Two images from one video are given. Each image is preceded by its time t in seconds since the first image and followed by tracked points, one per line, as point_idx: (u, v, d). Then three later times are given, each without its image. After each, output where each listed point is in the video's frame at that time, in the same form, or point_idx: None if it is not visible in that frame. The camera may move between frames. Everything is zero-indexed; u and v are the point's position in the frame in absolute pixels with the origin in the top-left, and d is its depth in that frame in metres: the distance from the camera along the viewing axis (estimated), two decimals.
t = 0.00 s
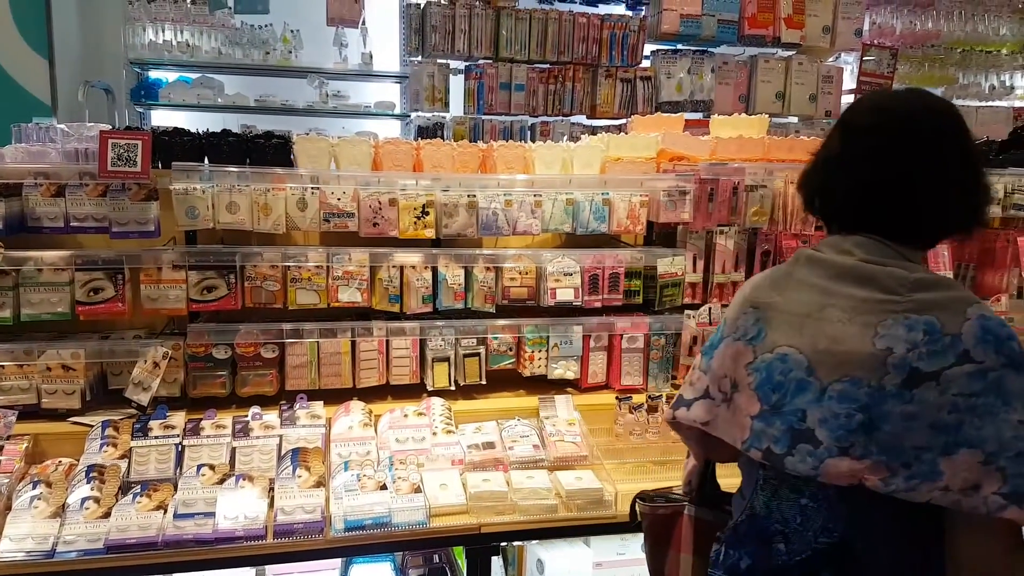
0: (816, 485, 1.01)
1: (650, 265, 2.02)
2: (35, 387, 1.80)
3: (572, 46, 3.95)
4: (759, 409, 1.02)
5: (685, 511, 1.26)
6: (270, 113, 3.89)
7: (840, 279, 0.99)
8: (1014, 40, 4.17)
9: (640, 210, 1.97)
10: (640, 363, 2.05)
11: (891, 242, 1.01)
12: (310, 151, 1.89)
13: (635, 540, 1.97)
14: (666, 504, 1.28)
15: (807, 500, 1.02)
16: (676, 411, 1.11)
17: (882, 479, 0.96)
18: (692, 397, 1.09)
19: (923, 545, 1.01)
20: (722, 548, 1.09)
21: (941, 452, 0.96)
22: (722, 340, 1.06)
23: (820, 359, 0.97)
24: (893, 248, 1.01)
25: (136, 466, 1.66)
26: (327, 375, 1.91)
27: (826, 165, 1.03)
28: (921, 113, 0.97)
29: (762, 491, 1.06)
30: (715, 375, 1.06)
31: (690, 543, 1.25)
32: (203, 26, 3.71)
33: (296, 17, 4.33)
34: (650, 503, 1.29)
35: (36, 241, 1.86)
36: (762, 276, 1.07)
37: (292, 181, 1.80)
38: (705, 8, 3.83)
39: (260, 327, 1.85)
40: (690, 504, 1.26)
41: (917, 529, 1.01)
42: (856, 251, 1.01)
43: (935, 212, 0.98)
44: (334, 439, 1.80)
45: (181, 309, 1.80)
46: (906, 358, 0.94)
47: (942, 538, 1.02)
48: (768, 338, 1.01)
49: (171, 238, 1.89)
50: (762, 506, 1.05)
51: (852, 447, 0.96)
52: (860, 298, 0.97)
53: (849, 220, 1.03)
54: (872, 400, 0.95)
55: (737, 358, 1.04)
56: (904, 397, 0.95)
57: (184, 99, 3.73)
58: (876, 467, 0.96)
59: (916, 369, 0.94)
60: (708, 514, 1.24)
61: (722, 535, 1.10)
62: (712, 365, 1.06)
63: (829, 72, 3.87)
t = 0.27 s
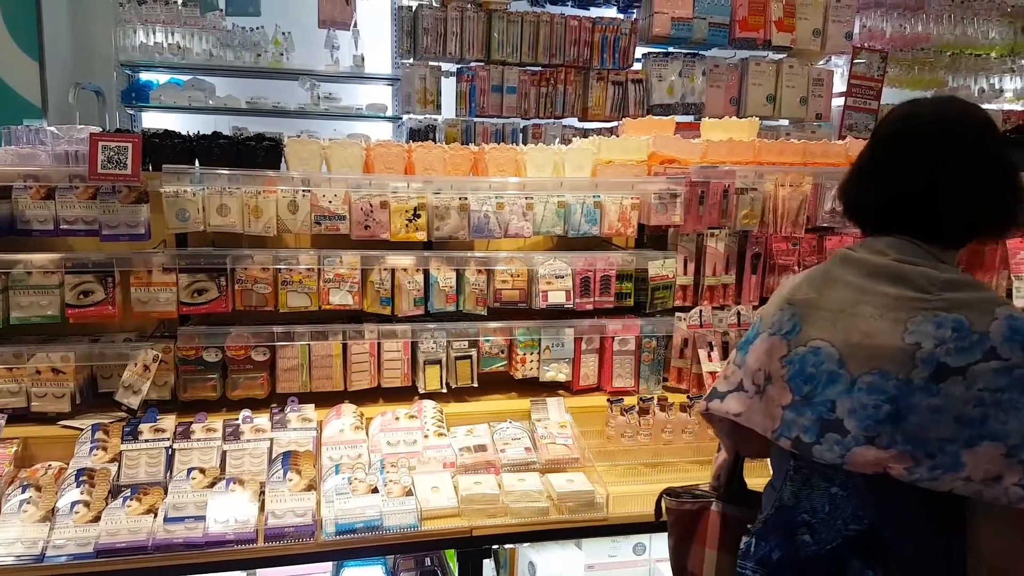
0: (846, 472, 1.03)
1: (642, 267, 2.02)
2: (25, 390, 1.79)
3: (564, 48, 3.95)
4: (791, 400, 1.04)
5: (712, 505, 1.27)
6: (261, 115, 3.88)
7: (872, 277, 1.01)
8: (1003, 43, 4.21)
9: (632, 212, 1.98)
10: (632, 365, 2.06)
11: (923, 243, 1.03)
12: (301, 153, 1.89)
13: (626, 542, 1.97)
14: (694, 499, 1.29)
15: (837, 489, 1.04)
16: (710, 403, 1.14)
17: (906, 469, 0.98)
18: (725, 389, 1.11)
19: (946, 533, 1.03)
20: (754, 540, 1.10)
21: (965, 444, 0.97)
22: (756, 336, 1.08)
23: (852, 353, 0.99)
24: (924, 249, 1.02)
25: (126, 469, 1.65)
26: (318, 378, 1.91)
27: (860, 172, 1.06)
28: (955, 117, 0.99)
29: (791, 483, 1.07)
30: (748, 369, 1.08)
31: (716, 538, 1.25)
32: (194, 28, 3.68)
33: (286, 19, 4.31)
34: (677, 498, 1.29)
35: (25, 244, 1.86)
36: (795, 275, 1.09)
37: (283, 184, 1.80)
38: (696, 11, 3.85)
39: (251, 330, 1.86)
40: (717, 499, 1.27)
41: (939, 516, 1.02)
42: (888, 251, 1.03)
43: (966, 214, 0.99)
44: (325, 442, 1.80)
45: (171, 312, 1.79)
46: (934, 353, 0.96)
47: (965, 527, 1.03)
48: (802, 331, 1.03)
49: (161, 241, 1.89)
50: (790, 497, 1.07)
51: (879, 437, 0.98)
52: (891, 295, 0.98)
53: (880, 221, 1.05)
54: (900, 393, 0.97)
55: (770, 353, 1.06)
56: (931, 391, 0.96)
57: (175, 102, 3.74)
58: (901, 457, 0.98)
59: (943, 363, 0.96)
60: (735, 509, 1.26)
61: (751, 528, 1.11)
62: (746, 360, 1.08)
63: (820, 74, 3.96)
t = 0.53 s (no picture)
0: (898, 472, 1.02)
1: (633, 269, 2.02)
2: (13, 394, 1.78)
3: (555, 51, 3.95)
4: (843, 401, 1.03)
5: (742, 502, 1.27)
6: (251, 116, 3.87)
7: (922, 280, 1.00)
8: (990, 46, 4.24)
9: (622, 214, 1.98)
10: (623, 367, 2.06)
11: (970, 246, 1.03)
12: (290, 154, 1.88)
13: (617, 543, 1.96)
14: (724, 496, 1.30)
15: (887, 489, 1.04)
16: (754, 404, 1.12)
17: (960, 468, 0.99)
18: (771, 390, 1.10)
19: (999, 531, 1.03)
20: (795, 538, 1.11)
21: (1017, 445, 0.98)
22: (803, 338, 1.07)
23: (905, 355, 0.98)
24: (973, 252, 1.02)
25: (116, 473, 1.64)
26: (309, 381, 1.91)
27: (910, 174, 1.05)
28: (1011, 123, 0.98)
29: (838, 482, 1.07)
30: (797, 370, 1.07)
31: (744, 534, 1.25)
32: (183, 29, 3.67)
33: (277, 21, 4.30)
34: (707, 494, 1.30)
35: (12, 247, 1.84)
36: (842, 276, 1.07)
37: (273, 186, 1.80)
38: (687, 13, 3.87)
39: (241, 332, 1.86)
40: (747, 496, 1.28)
41: (993, 515, 1.03)
42: (938, 254, 1.02)
43: (1016, 219, 0.99)
44: (316, 445, 1.80)
45: (160, 315, 1.79)
46: (988, 355, 0.96)
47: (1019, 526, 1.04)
48: (853, 334, 1.02)
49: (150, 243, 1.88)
50: (837, 497, 1.07)
51: (932, 438, 0.98)
52: (944, 299, 0.98)
53: (928, 225, 1.04)
54: (952, 394, 0.97)
55: (820, 354, 1.04)
56: (983, 393, 0.97)
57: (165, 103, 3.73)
58: (954, 457, 0.99)
59: (996, 366, 0.96)
60: (765, 507, 1.26)
61: (793, 527, 1.12)
62: (794, 361, 1.08)
63: (810, 77, 4.00)
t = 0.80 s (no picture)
0: (1007, 474, 0.99)
1: (626, 269, 2.03)
2: (5, 397, 1.78)
3: (548, 51, 3.95)
4: (944, 403, 1.00)
5: (811, 502, 1.20)
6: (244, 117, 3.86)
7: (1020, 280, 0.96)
8: (983, 45, 4.24)
9: (615, 214, 1.99)
10: (616, 367, 2.06)
11: None
12: (283, 155, 1.88)
13: (611, 543, 1.96)
14: (791, 496, 1.22)
15: (993, 489, 1.00)
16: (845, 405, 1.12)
17: None
18: (862, 392, 1.09)
19: None
20: (885, 541, 1.06)
21: None
22: (892, 340, 1.05)
23: (1008, 358, 0.95)
24: None
25: (108, 475, 1.64)
26: (302, 382, 1.90)
27: (996, 171, 1.00)
28: None
29: (939, 483, 1.02)
30: (889, 372, 1.05)
31: (814, 535, 1.18)
32: (174, 30, 3.67)
33: (270, 21, 4.30)
34: (772, 494, 1.23)
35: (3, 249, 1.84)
36: (933, 277, 1.04)
37: (265, 187, 1.79)
38: (679, 13, 3.86)
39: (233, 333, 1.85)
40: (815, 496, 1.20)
41: None
42: None
43: None
44: (309, 446, 1.80)
45: (152, 316, 1.78)
46: None
47: None
48: (951, 336, 0.98)
49: (142, 245, 1.88)
50: (939, 497, 1.02)
51: None
52: None
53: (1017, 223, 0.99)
54: None
55: (914, 356, 1.02)
56: None
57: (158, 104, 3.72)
58: None
59: None
60: (836, 507, 1.18)
61: (880, 528, 1.07)
62: (886, 364, 1.05)
63: (802, 76, 4.05)
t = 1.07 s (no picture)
0: None
1: (618, 269, 2.04)
2: None
3: (540, 52, 3.95)
4: None
5: (876, 500, 1.14)
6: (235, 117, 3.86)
7: None
8: (972, 46, 4.27)
9: (607, 215, 1.99)
10: (608, 367, 2.07)
11: None
12: (273, 155, 1.87)
13: (604, 543, 1.95)
14: (855, 495, 1.18)
15: None
16: (916, 403, 1.02)
17: None
18: (934, 390, 1.00)
19: None
20: (950, 545, 0.98)
21: None
22: (966, 337, 0.96)
23: None
24: None
25: (97, 477, 1.63)
26: (293, 383, 1.90)
27: None
28: None
29: (1013, 479, 0.94)
30: (963, 370, 0.96)
31: (880, 533, 1.13)
32: (166, 29, 3.65)
33: (261, 20, 4.28)
34: (835, 494, 1.20)
35: None
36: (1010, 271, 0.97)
37: (256, 187, 1.79)
38: (671, 14, 3.87)
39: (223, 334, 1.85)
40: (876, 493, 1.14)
41: None
42: None
43: None
44: (300, 448, 1.79)
45: (142, 318, 1.78)
46: None
47: None
48: None
49: (131, 246, 1.87)
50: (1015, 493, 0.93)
51: None
52: None
53: None
54: None
55: (991, 352, 0.93)
56: None
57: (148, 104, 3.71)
58: None
59: None
60: (898, 504, 1.12)
61: (948, 530, 0.99)
62: (958, 360, 0.97)
63: (794, 77, 4.08)
